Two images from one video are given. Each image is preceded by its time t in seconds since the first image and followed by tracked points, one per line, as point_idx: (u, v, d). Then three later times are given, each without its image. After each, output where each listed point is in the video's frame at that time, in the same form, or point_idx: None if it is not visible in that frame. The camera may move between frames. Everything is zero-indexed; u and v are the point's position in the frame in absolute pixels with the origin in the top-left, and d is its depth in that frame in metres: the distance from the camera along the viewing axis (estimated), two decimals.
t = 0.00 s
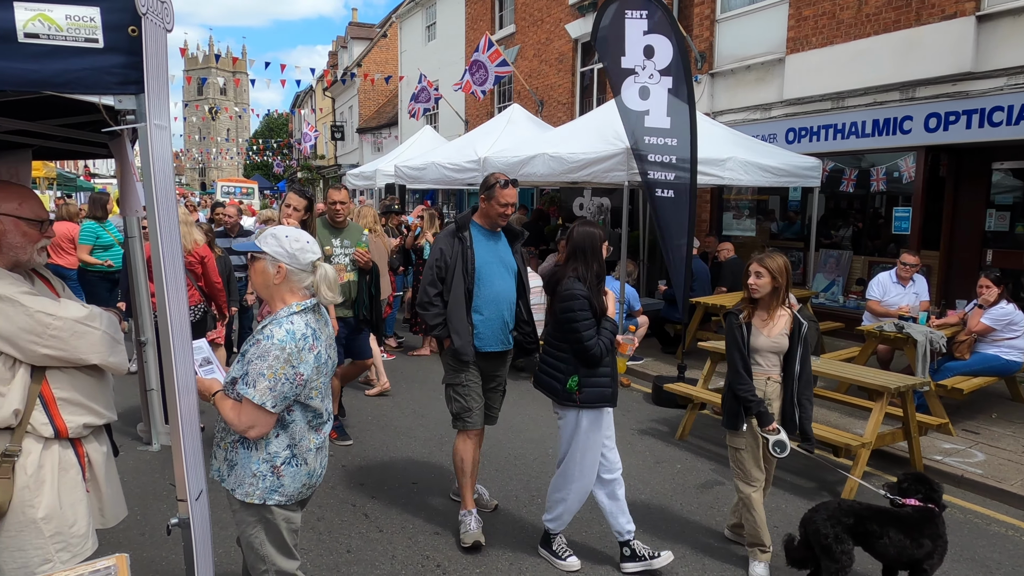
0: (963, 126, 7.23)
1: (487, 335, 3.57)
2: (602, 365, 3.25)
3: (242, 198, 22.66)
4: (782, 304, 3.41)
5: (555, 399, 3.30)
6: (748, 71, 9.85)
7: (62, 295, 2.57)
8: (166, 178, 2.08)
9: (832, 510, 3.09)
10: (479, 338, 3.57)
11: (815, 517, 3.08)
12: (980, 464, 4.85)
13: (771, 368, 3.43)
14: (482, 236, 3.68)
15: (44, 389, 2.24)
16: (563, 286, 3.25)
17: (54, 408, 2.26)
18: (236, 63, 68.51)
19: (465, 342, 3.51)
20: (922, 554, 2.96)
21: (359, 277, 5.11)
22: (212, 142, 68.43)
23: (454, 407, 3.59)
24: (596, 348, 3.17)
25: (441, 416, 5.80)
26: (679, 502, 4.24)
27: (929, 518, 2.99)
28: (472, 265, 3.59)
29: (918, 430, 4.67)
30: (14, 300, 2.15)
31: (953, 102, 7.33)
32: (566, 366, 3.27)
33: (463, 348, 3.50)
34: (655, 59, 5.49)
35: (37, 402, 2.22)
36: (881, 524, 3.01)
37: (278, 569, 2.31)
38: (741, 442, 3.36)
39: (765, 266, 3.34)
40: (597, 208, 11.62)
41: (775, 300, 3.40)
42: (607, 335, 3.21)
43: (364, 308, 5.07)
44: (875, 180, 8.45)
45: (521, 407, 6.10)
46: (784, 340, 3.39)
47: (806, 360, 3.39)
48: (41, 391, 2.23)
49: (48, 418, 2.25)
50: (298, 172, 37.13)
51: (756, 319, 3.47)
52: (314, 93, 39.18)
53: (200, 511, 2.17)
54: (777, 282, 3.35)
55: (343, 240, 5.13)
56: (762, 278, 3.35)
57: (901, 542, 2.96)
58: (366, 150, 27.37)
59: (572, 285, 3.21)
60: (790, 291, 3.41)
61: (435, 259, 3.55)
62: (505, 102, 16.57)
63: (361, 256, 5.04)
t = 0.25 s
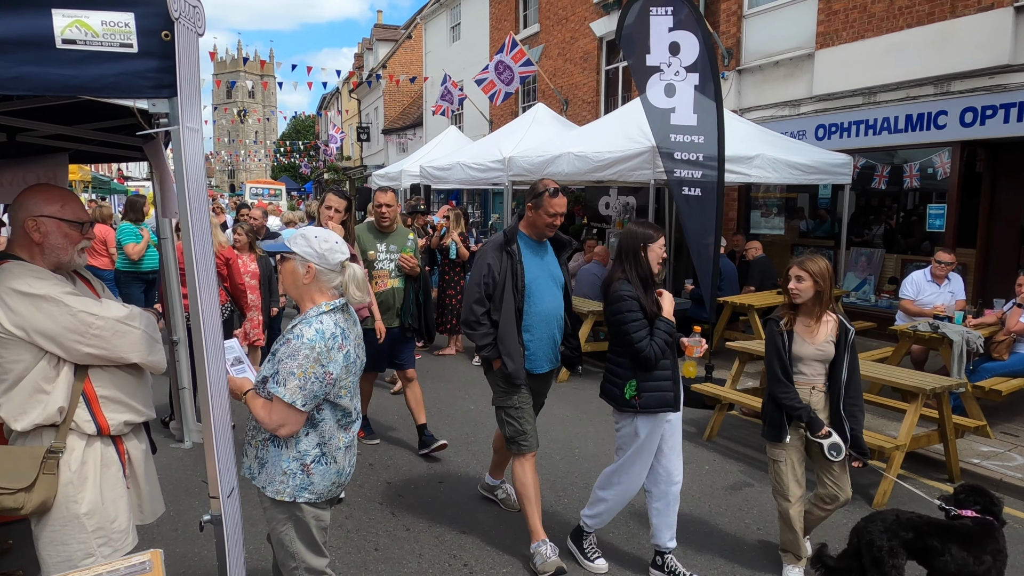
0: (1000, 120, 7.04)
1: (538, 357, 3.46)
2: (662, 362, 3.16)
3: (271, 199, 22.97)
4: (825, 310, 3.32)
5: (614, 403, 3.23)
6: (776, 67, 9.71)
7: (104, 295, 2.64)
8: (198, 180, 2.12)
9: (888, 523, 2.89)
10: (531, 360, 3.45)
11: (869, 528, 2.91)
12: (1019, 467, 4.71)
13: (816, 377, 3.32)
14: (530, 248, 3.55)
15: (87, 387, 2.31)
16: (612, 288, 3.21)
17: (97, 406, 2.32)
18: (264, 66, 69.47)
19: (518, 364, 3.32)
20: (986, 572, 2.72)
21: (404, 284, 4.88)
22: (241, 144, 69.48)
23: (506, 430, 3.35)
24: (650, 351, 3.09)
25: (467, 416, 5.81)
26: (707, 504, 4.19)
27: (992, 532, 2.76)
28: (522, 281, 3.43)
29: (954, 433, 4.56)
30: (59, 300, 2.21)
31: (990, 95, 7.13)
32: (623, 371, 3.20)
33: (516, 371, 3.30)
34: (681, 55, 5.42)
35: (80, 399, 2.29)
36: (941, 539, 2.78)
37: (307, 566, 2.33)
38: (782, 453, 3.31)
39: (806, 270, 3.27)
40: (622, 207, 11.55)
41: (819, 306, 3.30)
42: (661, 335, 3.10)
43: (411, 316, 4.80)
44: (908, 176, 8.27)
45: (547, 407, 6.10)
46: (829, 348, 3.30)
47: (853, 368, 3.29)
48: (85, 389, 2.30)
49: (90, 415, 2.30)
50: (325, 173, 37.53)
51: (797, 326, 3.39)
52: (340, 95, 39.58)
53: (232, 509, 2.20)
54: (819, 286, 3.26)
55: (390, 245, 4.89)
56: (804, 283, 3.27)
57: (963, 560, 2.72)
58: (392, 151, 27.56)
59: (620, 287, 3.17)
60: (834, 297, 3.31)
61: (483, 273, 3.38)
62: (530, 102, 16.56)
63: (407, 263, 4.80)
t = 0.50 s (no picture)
0: None
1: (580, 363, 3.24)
2: (698, 364, 3.07)
3: (287, 197, 23.12)
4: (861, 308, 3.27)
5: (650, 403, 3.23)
6: (796, 61, 9.58)
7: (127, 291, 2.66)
8: (217, 176, 2.13)
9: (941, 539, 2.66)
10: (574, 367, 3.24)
11: (920, 545, 2.71)
12: None
13: (848, 377, 3.27)
14: (569, 245, 3.32)
15: (112, 382, 2.33)
16: (652, 286, 3.20)
17: (122, 401, 2.35)
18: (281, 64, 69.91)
19: (556, 374, 3.12)
20: None
21: (444, 285, 4.54)
22: (259, 142, 70.03)
23: (527, 439, 3.25)
24: (682, 355, 3.03)
25: (483, 412, 5.82)
26: (725, 502, 4.16)
27: None
28: (562, 281, 3.21)
29: (978, 432, 4.48)
30: (85, 295, 2.24)
31: (1016, 89, 6.99)
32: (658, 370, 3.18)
33: (555, 380, 3.11)
34: (701, 48, 5.27)
35: (106, 394, 2.32)
36: (1002, 548, 2.53)
37: (325, 561, 2.34)
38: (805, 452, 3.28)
39: (844, 266, 3.23)
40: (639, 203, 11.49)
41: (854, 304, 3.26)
42: (695, 339, 3.00)
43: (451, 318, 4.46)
44: (931, 171, 8.14)
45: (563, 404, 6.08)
46: (864, 348, 3.23)
47: (891, 370, 3.19)
48: (110, 384, 2.32)
49: (115, 410, 2.33)
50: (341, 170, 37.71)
51: (831, 326, 3.34)
52: (356, 92, 39.73)
53: (251, 504, 2.21)
54: (857, 284, 3.22)
55: (428, 244, 4.62)
56: (841, 280, 3.23)
57: None
58: (408, 148, 27.62)
59: (660, 285, 3.15)
60: (872, 297, 3.28)
61: (520, 272, 3.15)
62: (545, 98, 16.50)
63: (445, 262, 4.50)
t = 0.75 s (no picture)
0: None
1: (617, 377, 3.01)
2: (745, 371, 2.96)
3: (309, 196, 23.33)
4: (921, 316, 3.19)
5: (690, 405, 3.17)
6: (820, 59, 9.46)
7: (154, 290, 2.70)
8: (240, 176, 2.14)
9: None
10: (611, 379, 3.02)
11: None
12: None
13: (899, 387, 3.21)
14: (613, 246, 3.09)
15: (138, 379, 2.37)
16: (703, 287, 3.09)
17: (147, 398, 2.38)
18: (303, 65, 70.54)
19: (585, 387, 2.93)
20: None
21: (481, 288, 4.30)
22: (280, 142, 70.73)
23: (557, 450, 3.15)
24: (728, 361, 2.94)
25: (502, 412, 5.82)
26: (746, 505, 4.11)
27: None
28: (600, 287, 3.01)
29: (1008, 438, 4.37)
30: (112, 293, 2.27)
31: None
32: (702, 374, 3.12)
33: (583, 394, 2.93)
34: (724, 46, 5.18)
35: (132, 392, 2.35)
36: None
37: (344, 559, 2.35)
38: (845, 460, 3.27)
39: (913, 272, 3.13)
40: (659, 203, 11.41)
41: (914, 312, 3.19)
42: (741, 345, 2.89)
43: (487, 322, 4.23)
44: (959, 171, 7.97)
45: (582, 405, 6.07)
46: (917, 356, 3.17)
47: (942, 379, 3.12)
48: (136, 381, 2.36)
49: (141, 407, 2.36)
50: (361, 170, 37.97)
51: (884, 331, 3.26)
52: (377, 92, 39.98)
53: (272, 501, 2.23)
54: (923, 289, 3.14)
55: (464, 244, 4.36)
56: (909, 286, 3.13)
57: None
58: (427, 148, 27.73)
59: (711, 287, 3.04)
60: (932, 302, 3.19)
61: (556, 276, 2.97)
62: (565, 97, 16.47)
63: (481, 262, 4.25)
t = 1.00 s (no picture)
0: None
1: (671, 398, 2.79)
2: (806, 384, 2.82)
3: (334, 196, 23.57)
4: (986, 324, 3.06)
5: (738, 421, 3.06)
6: (849, 58, 9.30)
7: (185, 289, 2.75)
8: (267, 176, 2.17)
9: None
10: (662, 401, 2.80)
11: None
12: None
13: (961, 398, 3.08)
14: (672, 254, 2.89)
15: (168, 376, 2.41)
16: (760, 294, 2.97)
17: (177, 394, 2.42)
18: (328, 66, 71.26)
19: (632, 406, 2.76)
20: None
21: (517, 294, 4.11)
22: (306, 143, 71.54)
23: (601, 471, 3.06)
24: (788, 373, 2.79)
25: (524, 412, 5.82)
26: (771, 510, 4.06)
27: None
28: (655, 298, 2.81)
29: None
30: (144, 292, 2.31)
31: None
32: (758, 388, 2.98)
33: (630, 414, 2.76)
34: (752, 44, 5.13)
35: (162, 388, 2.39)
36: None
37: (368, 557, 2.37)
38: (906, 475, 3.10)
39: (987, 279, 2.98)
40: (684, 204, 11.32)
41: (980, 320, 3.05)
42: (802, 355, 2.77)
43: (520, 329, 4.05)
44: (993, 172, 7.82)
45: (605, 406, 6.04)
46: (981, 364, 3.04)
47: (1007, 389, 3.02)
48: (166, 378, 2.40)
49: (170, 403, 2.41)
50: (385, 170, 38.25)
51: (949, 339, 3.09)
52: (401, 93, 40.23)
53: (297, 498, 2.25)
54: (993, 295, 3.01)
55: (498, 247, 4.14)
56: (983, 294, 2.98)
57: None
58: (451, 148, 27.84)
59: (768, 293, 2.90)
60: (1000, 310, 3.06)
61: (607, 283, 2.83)
62: (589, 97, 16.42)
63: (518, 268, 4.02)
